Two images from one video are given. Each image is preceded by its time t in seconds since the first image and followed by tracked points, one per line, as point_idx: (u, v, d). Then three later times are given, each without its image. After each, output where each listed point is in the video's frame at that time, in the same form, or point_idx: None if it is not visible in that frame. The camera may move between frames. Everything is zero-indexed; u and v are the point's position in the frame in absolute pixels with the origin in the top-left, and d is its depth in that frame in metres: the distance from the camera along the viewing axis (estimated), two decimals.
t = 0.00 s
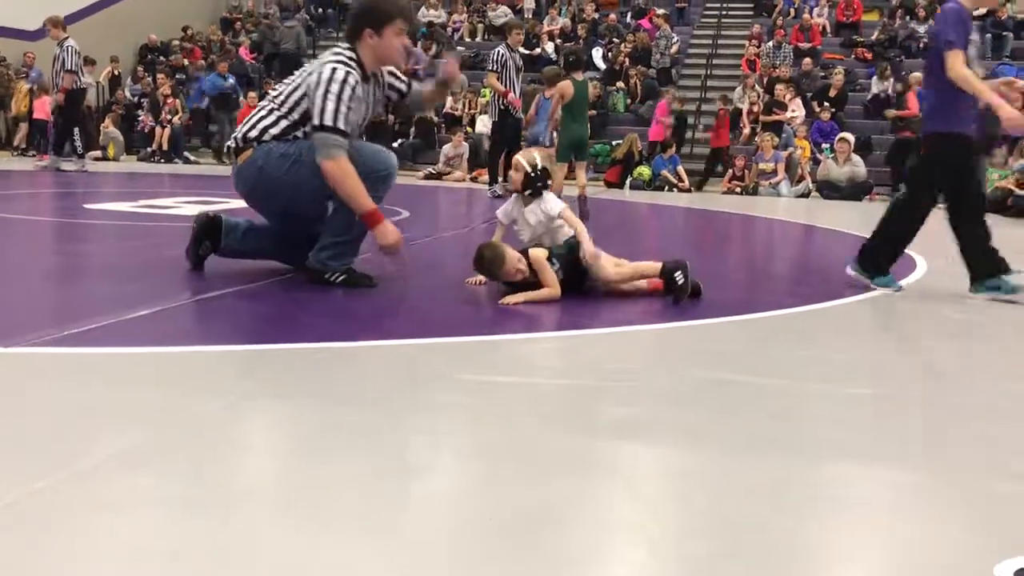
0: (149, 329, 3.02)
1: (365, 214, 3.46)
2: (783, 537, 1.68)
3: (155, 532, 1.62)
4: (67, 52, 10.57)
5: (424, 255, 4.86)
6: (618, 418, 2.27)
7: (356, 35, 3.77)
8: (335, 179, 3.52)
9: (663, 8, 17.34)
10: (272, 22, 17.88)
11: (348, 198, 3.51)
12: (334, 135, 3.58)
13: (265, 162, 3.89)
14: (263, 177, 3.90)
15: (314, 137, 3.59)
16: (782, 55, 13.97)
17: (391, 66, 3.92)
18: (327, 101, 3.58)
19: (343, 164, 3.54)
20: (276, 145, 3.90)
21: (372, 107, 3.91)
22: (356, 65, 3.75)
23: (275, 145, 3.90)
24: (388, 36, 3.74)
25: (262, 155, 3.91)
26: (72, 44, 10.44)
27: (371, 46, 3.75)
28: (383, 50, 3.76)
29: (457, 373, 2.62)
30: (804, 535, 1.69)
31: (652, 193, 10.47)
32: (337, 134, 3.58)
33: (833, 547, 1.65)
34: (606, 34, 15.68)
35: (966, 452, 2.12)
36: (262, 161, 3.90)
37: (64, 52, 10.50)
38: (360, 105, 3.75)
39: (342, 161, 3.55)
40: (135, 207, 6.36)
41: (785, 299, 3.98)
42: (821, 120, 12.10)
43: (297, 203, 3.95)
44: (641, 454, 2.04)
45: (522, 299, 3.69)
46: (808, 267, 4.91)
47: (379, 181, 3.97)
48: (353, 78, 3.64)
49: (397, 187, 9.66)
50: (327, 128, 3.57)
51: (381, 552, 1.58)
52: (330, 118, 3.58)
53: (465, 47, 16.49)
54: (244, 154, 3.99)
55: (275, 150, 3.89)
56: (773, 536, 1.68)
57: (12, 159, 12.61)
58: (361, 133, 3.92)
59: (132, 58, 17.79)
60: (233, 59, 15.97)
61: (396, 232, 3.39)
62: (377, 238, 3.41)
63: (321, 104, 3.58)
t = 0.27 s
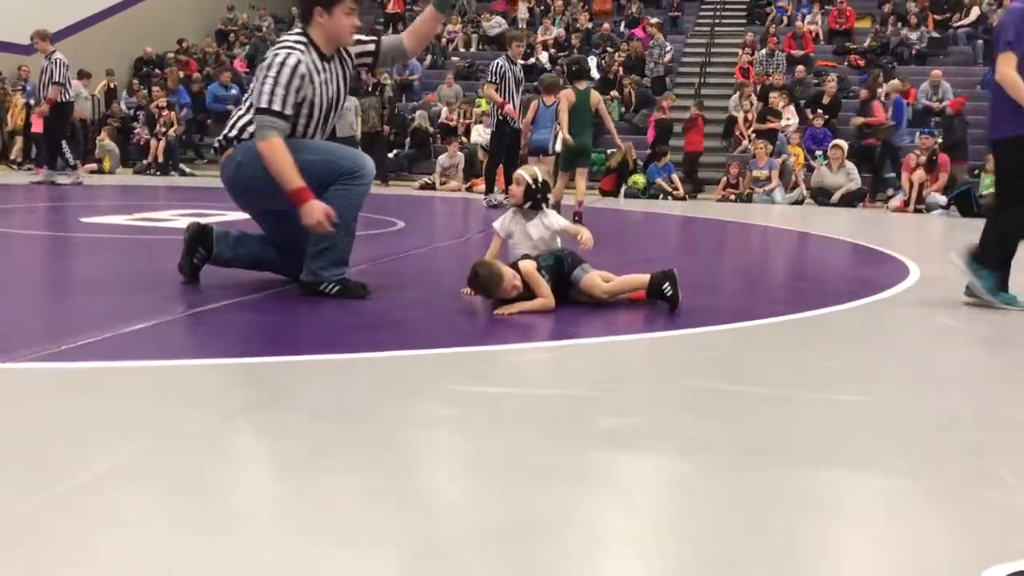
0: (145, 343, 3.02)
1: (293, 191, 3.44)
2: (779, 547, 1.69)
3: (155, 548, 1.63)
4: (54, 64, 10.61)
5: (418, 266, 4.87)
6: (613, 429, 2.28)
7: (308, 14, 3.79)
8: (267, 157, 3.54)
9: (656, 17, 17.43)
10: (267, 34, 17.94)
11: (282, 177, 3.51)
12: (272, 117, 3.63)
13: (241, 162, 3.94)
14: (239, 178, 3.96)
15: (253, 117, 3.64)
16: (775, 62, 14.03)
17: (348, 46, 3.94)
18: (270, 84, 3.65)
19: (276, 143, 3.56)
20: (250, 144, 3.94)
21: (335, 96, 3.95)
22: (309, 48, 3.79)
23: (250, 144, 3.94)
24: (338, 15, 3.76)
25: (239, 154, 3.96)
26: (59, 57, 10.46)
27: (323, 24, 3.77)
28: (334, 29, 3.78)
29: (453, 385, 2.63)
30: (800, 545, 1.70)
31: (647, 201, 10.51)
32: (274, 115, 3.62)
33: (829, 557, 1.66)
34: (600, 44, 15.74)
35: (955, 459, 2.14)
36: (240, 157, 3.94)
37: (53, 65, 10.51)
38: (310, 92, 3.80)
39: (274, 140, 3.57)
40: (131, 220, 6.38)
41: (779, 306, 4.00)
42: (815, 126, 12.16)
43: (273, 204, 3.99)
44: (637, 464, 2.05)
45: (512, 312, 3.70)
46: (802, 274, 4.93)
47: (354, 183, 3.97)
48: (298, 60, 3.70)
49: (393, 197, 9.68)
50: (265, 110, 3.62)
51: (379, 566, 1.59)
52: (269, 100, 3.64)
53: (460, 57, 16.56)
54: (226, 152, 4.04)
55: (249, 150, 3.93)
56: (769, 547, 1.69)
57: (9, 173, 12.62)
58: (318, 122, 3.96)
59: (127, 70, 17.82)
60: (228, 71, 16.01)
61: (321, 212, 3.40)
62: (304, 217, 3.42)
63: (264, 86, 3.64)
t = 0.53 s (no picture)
0: (145, 362, 3.04)
1: (240, 194, 3.69)
2: (776, 557, 1.70)
3: (157, 566, 1.64)
4: (50, 83, 10.61)
5: (416, 279, 4.89)
6: (610, 441, 2.30)
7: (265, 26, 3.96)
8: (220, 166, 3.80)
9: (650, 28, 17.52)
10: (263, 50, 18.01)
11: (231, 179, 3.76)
12: (230, 131, 3.87)
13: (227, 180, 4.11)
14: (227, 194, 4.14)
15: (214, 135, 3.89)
16: (769, 71, 14.08)
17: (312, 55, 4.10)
18: (224, 101, 3.87)
19: (228, 152, 3.80)
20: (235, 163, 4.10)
21: (309, 103, 4.09)
22: (266, 60, 3.97)
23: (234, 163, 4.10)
24: (293, 24, 3.92)
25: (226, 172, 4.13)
26: (54, 77, 10.45)
27: (278, 33, 3.93)
28: (290, 38, 3.94)
29: (452, 399, 2.65)
30: (796, 554, 1.71)
31: (644, 212, 10.55)
32: (230, 130, 3.86)
33: (826, 566, 1.67)
34: (595, 55, 15.82)
35: (947, 467, 2.16)
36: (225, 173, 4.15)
37: (49, 84, 10.49)
38: (273, 101, 3.96)
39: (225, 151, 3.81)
40: (130, 237, 6.41)
41: (776, 315, 4.02)
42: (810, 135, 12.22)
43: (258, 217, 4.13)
44: (634, 476, 2.07)
45: (514, 324, 3.70)
46: (798, 283, 4.96)
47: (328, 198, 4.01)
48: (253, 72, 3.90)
49: (391, 210, 9.71)
50: (222, 126, 3.85)
51: None
52: (226, 116, 3.87)
53: (455, 70, 16.63)
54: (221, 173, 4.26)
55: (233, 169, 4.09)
56: (766, 557, 1.70)
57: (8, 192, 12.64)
58: (293, 129, 4.09)
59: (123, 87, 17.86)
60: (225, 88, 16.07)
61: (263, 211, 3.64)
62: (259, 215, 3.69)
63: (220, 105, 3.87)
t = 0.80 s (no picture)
0: (150, 381, 3.04)
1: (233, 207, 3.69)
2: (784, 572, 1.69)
3: None
4: (59, 103, 10.69)
5: (418, 294, 4.90)
6: (614, 457, 2.29)
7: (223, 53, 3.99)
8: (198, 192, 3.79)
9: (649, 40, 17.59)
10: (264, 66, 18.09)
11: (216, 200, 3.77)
12: (202, 160, 3.86)
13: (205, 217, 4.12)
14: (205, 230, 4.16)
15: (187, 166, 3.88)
16: (768, 81, 14.12)
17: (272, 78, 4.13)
18: (191, 131, 3.88)
19: (203, 179, 3.79)
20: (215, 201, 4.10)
21: (275, 127, 4.12)
22: (228, 86, 4.00)
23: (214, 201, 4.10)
24: (251, 47, 3.95)
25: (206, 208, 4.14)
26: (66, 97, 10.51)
27: (237, 58, 3.97)
28: (249, 61, 3.97)
29: (455, 415, 2.64)
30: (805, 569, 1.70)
31: (645, 223, 10.55)
32: (200, 159, 3.86)
33: None
34: (595, 67, 15.86)
35: (953, 477, 2.15)
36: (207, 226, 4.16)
37: (58, 104, 10.55)
38: (240, 126, 3.97)
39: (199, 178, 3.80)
40: (132, 256, 6.42)
41: (779, 326, 4.02)
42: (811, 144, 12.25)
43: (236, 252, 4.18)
44: (639, 492, 2.06)
45: (517, 337, 3.68)
46: (801, 293, 4.95)
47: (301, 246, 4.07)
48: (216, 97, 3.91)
49: (392, 225, 9.74)
50: (192, 155, 3.85)
51: None
52: (196, 145, 3.87)
53: (455, 84, 16.68)
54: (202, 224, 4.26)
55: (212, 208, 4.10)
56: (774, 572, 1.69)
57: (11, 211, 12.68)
58: (263, 152, 4.10)
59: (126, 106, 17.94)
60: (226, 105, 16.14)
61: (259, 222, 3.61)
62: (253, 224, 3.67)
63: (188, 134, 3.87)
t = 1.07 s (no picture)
0: (156, 396, 3.03)
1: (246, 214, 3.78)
2: None
3: None
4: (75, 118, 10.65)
5: (422, 306, 4.89)
6: (622, 468, 2.28)
7: (198, 82, 3.99)
8: (194, 214, 3.80)
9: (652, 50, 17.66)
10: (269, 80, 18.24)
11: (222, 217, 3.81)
12: (186, 184, 3.84)
13: (189, 258, 4.05)
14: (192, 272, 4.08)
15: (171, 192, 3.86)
16: (772, 91, 14.13)
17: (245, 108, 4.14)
18: (172, 157, 3.84)
19: (198, 198, 3.80)
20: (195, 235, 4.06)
21: (251, 155, 4.11)
22: (203, 114, 3.99)
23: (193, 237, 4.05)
24: (225, 77, 3.96)
25: (185, 250, 4.08)
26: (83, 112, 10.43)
27: (212, 87, 3.97)
28: (224, 90, 3.98)
29: (462, 428, 2.63)
30: None
31: (650, 233, 10.55)
32: (184, 184, 3.84)
33: None
34: (598, 79, 15.86)
35: (963, 488, 2.14)
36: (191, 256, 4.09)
37: (74, 119, 10.50)
38: (218, 153, 3.96)
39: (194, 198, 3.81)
40: (136, 270, 6.42)
41: (784, 336, 4.01)
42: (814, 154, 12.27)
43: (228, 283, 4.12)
44: (650, 504, 2.04)
45: (521, 349, 3.68)
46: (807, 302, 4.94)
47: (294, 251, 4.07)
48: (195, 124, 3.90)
49: (396, 237, 9.74)
50: (175, 180, 3.83)
51: None
52: (177, 170, 3.84)
53: (459, 96, 16.71)
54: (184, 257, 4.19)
55: (194, 245, 4.04)
56: None
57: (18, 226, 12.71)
58: (242, 179, 4.08)
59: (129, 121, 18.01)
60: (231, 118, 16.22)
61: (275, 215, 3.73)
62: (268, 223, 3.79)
63: (168, 160, 3.85)
